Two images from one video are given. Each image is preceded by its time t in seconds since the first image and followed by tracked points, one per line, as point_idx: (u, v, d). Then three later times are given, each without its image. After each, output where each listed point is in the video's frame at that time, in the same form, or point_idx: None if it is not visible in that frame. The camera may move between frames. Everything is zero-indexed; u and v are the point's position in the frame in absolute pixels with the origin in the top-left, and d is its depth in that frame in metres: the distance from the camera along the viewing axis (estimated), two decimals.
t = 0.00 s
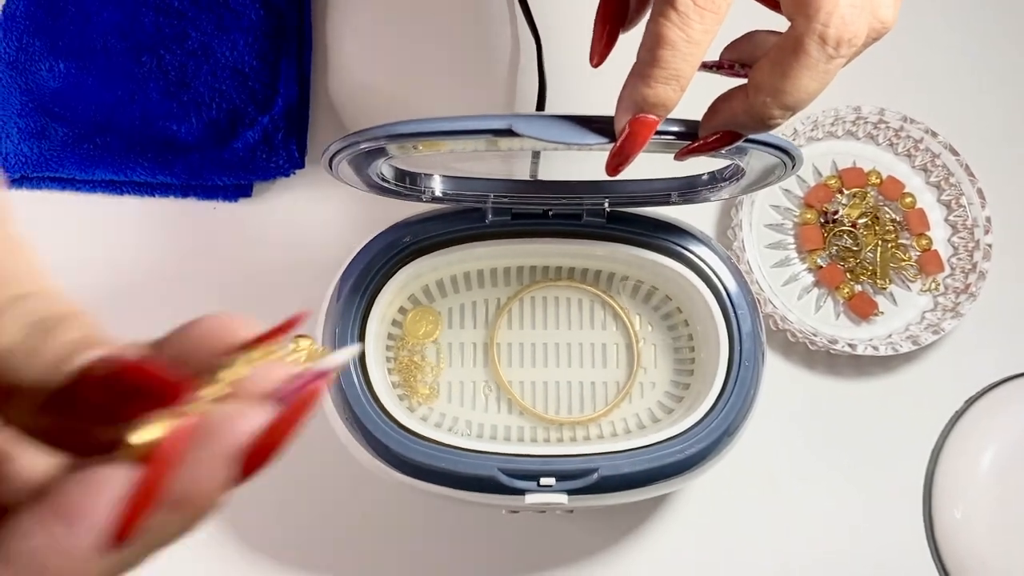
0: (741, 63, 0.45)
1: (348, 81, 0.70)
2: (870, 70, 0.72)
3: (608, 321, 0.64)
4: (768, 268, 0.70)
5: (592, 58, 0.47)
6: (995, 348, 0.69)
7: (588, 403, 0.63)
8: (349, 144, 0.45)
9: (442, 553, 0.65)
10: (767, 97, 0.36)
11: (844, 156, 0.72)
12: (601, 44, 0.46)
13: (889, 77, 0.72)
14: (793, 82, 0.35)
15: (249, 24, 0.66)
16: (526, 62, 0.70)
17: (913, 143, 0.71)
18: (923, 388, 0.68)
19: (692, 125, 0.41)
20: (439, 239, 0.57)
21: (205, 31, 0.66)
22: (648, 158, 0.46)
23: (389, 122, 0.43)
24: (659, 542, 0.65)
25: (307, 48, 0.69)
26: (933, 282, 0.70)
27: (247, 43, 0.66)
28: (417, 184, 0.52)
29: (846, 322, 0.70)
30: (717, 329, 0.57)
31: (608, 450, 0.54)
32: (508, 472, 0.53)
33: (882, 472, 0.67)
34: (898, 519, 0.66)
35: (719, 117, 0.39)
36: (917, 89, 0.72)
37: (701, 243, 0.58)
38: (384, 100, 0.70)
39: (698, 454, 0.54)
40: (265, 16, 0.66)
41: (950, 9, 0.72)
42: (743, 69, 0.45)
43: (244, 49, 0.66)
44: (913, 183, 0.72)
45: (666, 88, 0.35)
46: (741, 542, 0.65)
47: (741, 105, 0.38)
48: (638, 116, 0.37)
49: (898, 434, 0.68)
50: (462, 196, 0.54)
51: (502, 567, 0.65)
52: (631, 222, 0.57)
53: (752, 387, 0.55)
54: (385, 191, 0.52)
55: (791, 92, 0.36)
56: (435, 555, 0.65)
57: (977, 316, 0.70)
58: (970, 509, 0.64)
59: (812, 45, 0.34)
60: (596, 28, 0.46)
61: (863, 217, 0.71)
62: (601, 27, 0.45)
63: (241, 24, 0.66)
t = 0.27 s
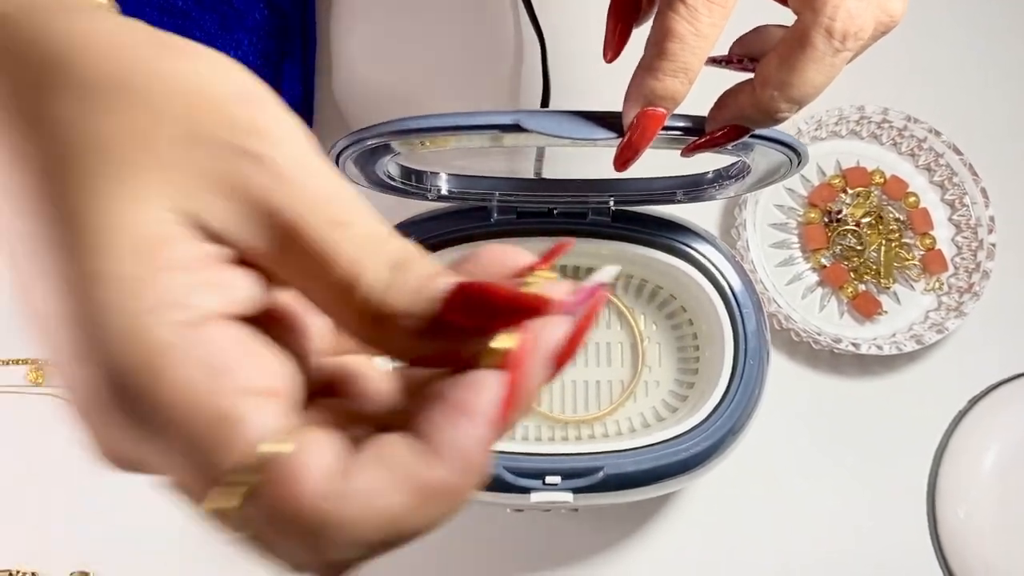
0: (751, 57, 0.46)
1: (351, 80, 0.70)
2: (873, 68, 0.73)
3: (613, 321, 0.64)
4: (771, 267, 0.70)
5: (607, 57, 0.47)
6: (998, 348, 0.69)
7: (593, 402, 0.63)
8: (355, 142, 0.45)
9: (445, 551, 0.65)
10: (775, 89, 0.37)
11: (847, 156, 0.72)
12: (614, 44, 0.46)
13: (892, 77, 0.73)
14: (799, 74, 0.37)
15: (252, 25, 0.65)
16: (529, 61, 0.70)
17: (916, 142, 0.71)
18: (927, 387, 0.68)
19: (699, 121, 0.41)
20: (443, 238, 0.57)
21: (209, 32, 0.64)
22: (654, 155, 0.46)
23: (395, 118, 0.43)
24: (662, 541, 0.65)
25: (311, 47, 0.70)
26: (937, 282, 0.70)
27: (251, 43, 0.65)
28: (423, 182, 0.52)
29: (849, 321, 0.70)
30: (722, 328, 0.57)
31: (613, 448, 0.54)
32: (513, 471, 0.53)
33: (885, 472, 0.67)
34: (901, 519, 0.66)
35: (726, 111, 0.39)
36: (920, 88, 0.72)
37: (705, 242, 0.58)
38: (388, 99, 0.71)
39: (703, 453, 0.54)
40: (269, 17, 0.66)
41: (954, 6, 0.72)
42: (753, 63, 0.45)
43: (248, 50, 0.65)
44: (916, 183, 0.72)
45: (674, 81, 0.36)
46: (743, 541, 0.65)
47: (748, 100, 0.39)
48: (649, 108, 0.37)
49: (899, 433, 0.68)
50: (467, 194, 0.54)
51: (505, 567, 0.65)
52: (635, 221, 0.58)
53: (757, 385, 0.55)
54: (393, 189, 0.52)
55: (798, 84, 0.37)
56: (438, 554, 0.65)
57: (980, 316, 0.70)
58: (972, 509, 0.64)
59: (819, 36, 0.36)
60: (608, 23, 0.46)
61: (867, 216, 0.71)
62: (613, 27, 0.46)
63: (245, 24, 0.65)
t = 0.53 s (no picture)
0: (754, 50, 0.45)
1: (350, 77, 0.70)
2: (875, 65, 0.72)
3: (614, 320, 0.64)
4: (773, 265, 0.70)
5: (608, 49, 0.46)
6: (1001, 347, 0.69)
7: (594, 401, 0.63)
8: (353, 138, 0.44)
9: (444, 552, 0.64)
10: (777, 82, 0.37)
11: (849, 154, 0.72)
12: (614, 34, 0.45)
13: (895, 73, 0.72)
14: (801, 66, 0.36)
15: (251, 22, 0.65)
16: (530, 58, 0.70)
17: (920, 139, 0.71)
18: (930, 386, 0.68)
19: (701, 116, 0.40)
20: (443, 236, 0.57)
21: (205, 27, 0.65)
22: (655, 150, 0.46)
23: (393, 114, 0.43)
24: (663, 541, 0.65)
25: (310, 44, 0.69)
26: (940, 280, 0.69)
27: (248, 39, 0.65)
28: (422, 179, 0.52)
29: (852, 320, 0.69)
30: (724, 326, 0.57)
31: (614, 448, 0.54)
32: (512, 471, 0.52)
33: (887, 472, 0.66)
34: (903, 519, 0.65)
35: (727, 105, 0.39)
36: (923, 85, 0.72)
37: (706, 239, 0.58)
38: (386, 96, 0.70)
39: (704, 452, 0.53)
40: (268, 14, 0.66)
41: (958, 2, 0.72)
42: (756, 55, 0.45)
43: (245, 47, 0.65)
44: (919, 180, 0.72)
45: (676, 75, 0.35)
46: (745, 542, 0.65)
47: (749, 93, 0.38)
48: (650, 101, 0.36)
49: (901, 432, 0.67)
50: (467, 191, 0.53)
51: (505, 568, 0.64)
52: (637, 218, 0.57)
53: (759, 383, 0.55)
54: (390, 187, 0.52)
55: (800, 77, 0.37)
56: (437, 555, 0.64)
57: (983, 315, 0.69)
58: (977, 508, 0.63)
59: (820, 28, 0.35)
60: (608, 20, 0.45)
61: (871, 214, 0.70)
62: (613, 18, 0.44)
63: (242, 21, 0.65)
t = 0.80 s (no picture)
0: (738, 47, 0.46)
1: (344, 77, 0.70)
2: (867, 66, 0.72)
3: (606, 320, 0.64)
4: (766, 266, 0.70)
5: (593, 46, 0.46)
6: (993, 347, 0.69)
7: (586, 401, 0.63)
8: (344, 138, 0.45)
9: (437, 552, 0.65)
10: (758, 78, 0.37)
11: (841, 154, 0.72)
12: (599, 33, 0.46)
13: (887, 74, 0.72)
14: (782, 62, 0.36)
15: (245, 22, 0.65)
16: (523, 58, 0.70)
17: (911, 140, 0.71)
18: (923, 386, 0.68)
19: (686, 115, 0.41)
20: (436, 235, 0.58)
21: (200, 28, 0.64)
22: (644, 150, 0.46)
23: (384, 114, 0.43)
24: (655, 540, 0.65)
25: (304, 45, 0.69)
26: (931, 280, 0.69)
27: (242, 40, 0.65)
28: (413, 179, 0.52)
29: (844, 320, 0.69)
30: (715, 326, 0.57)
31: (605, 447, 0.54)
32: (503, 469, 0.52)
33: (879, 471, 0.67)
34: (895, 518, 0.66)
35: (713, 103, 0.39)
36: (915, 85, 0.72)
37: (697, 240, 0.58)
38: (380, 97, 0.70)
39: (695, 451, 0.53)
40: (263, 15, 0.66)
41: (949, 3, 0.72)
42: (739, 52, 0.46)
43: (240, 47, 0.65)
44: (911, 181, 0.72)
45: (660, 71, 0.35)
46: (737, 541, 0.65)
47: (733, 90, 0.39)
48: (636, 99, 0.37)
49: (894, 432, 0.67)
50: (459, 191, 0.54)
51: (498, 568, 0.64)
52: (628, 219, 0.57)
53: (750, 383, 0.55)
54: (381, 187, 0.52)
55: (781, 73, 0.37)
56: (431, 554, 0.65)
57: (974, 315, 0.69)
58: (968, 507, 0.63)
59: (800, 23, 0.35)
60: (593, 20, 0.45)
61: (862, 215, 0.71)
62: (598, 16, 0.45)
63: (237, 22, 0.65)
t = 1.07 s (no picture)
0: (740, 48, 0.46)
1: (344, 78, 0.70)
2: (867, 67, 0.73)
3: (606, 321, 0.64)
4: (766, 267, 0.70)
5: (594, 47, 0.45)
6: (993, 347, 0.69)
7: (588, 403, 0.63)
8: (345, 139, 0.44)
9: (438, 552, 0.65)
10: (758, 80, 0.37)
11: (841, 155, 0.72)
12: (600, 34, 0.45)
13: (887, 75, 0.72)
14: (782, 64, 0.36)
15: (244, 21, 0.65)
16: (523, 59, 0.70)
17: (912, 141, 0.71)
18: (924, 386, 0.68)
19: (686, 117, 0.41)
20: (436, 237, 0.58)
21: (201, 28, 0.63)
22: (645, 151, 0.46)
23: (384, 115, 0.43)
24: (656, 541, 0.65)
25: (304, 46, 0.69)
26: (932, 281, 0.69)
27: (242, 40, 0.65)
28: (413, 180, 0.52)
29: (844, 321, 0.69)
30: (715, 327, 0.57)
31: (606, 448, 0.54)
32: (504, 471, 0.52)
33: (879, 471, 0.66)
34: (896, 518, 0.66)
35: (713, 105, 0.39)
36: (915, 85, 0.72)
37: (698, 241, 0.58)
38: (380, 97, 0.70)
39: (696, 452, 0.53)
40: (262, 15, 0.66)
41: (949, 4, 0.72)
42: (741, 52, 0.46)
43: (240, 48, 0.65)
44: (911, 182, 0.72)
45: (660, 74, 0.36)
46: (737, 541, 0.65)
47: (733, 93, 0.39)
48: (636, 102, 0.37)
49: (894, 433, 0.67)
50: (459, 193, 0.54)
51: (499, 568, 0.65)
52: (629, 220, 0.57)
53: (751, 384, 0.55)
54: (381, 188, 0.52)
55: (781, 75, 0.37)
56: (432, 554, 0.65)
57: (974, 315, 0.69)
58: (968, 509, 0.63)
59: (799, 26, 0.35)
60: (593, 21, 0.45)
61: (862, 216, 0.71)
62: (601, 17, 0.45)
63: (238, 22, 0.65)
